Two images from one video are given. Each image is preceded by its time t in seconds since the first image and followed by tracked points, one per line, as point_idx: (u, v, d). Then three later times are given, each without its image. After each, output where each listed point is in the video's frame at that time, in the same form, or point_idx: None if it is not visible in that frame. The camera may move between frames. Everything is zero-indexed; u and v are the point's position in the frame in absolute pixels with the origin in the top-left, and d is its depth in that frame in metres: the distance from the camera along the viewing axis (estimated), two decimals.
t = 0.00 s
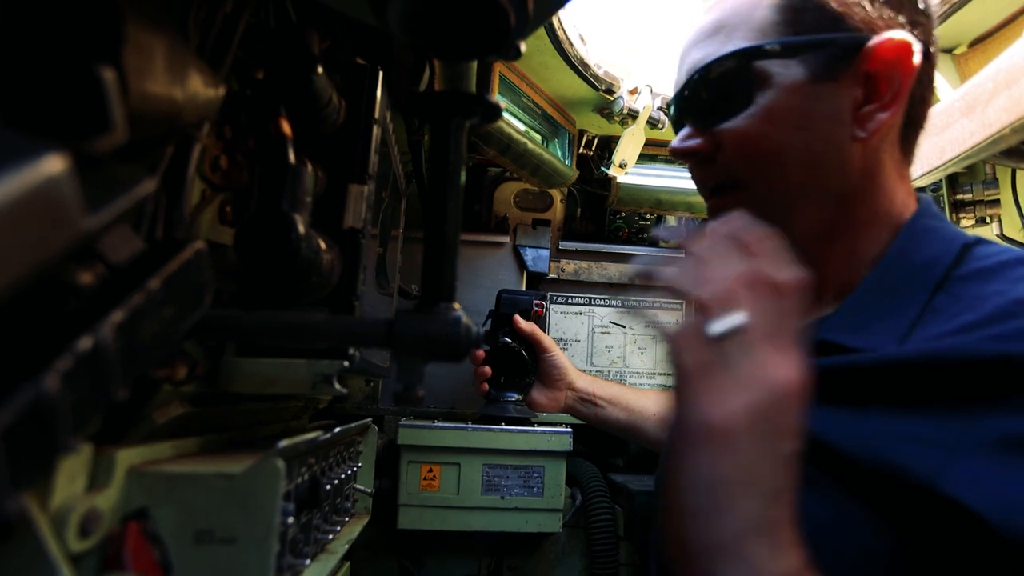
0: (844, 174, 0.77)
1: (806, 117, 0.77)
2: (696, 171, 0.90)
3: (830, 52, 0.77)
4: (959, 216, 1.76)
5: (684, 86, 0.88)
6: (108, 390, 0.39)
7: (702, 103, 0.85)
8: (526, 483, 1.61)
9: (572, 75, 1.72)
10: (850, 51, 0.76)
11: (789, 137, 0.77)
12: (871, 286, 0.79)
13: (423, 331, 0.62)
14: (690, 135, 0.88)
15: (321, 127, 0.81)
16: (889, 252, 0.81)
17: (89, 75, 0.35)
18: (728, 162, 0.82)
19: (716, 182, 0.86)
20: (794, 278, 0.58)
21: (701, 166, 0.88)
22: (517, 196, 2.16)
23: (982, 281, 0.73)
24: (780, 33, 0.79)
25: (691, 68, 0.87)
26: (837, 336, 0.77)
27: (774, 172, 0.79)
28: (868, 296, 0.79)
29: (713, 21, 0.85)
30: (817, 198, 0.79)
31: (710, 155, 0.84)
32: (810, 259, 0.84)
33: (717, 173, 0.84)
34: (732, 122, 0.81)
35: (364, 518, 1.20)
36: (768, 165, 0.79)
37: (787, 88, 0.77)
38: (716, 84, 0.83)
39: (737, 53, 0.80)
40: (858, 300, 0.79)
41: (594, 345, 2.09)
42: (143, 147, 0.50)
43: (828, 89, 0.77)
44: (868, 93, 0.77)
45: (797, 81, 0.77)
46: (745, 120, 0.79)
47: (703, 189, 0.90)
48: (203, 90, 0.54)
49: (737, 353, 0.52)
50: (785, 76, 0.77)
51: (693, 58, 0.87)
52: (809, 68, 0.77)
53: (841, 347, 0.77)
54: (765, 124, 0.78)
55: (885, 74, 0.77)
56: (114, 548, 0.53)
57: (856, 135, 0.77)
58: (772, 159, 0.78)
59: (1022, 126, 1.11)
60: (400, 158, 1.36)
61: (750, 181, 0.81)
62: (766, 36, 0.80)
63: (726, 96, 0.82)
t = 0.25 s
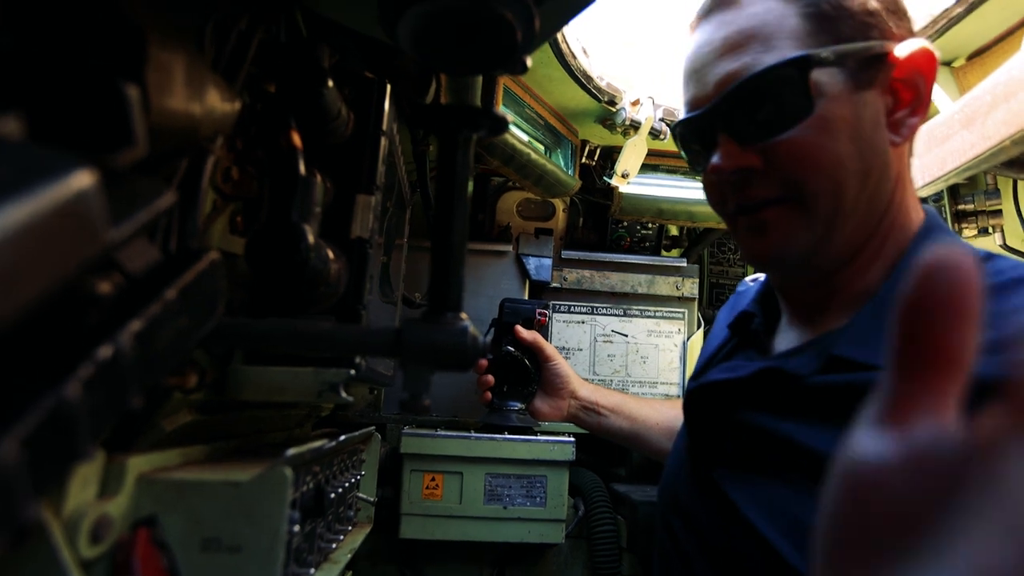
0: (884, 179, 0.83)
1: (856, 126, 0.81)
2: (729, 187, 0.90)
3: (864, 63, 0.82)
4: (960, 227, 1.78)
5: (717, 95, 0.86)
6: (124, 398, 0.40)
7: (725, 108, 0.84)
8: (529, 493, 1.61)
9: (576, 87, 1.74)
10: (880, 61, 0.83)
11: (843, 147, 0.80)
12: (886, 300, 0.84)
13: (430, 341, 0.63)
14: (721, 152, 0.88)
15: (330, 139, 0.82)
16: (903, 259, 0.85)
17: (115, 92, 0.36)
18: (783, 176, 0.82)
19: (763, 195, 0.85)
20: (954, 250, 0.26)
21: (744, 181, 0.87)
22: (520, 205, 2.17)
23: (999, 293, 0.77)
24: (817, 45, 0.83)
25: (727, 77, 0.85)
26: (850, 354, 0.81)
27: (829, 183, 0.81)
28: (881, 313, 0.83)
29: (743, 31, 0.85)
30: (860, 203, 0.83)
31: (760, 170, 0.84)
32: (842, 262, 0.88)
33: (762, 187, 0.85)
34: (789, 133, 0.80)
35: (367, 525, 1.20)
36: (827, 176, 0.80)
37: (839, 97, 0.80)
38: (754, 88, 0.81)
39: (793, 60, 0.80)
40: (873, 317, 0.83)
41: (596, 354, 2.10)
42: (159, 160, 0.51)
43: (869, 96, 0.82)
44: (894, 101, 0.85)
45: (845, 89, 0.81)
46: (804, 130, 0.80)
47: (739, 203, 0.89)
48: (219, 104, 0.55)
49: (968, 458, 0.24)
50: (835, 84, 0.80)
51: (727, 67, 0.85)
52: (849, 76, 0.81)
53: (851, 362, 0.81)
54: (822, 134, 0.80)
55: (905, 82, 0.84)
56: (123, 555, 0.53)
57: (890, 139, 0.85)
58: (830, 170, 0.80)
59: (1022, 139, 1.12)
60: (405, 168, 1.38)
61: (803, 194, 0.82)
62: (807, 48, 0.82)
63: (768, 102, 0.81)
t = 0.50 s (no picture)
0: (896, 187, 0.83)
1: (868, 141, 0.81)
2: (738, 194, 0.93)
3: (883, 69, 0.79)
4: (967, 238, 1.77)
5: (724, 108, 0.88)
6: (134, 391, 0.40)
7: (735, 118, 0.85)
8: (529, 495, 1.61)
9: (582, 91, 1.74)
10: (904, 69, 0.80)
11: (854, 164, 0.82)
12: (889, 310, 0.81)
13: (436, 342, 0.63)
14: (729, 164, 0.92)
15: (336, 138, 0.82)
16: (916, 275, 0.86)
17: (125, 86, 0.36)
18: (788, 186, 0.85)
19: (770, 205, 0.89)
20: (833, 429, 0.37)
21: (752, 192, 0.90)
22: (524, 209, 2.18)
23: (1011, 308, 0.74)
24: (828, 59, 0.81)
25: (732, 92, 0.87)
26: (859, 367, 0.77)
27: (833, 193, 0.83)
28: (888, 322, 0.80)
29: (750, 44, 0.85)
30: (867, 211, 0.84)
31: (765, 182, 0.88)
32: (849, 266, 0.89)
33: (769, 200, 0.89)
34: (801, 146, 0.82)
35: (368, 525, 1.20)
36: (831, 185, 0.83)
37: (851, 107, 0.80)
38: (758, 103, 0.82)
39: (799, 78, 0.79)
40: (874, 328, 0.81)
41: (598, 359, 2.10)
42: (169, 156, 0.51)
43: (885, 109, 0.80)
44: (916, 106, 0.81)
45: (857, 103, 0.80)
46: (811, 142, 0.82)
47: (747, 212, 0.93)
48: (228, 101, 0.55)
49: None
50: (847, 95, 0.79)
51: (733, 81, 0.86)
52: (862, 90, 0.79)
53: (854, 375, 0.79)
54: (831, 151, 0.81)
55: (930, 84, 0.80)
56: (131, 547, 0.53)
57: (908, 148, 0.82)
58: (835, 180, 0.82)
59: None
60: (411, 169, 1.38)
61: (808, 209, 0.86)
62: (817, 59, 0.81)
63: (774, 115, 0.83)
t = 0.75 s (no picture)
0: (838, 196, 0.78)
1: (786, 147, 0.80)
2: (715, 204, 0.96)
3: (809, 79, 0.77)
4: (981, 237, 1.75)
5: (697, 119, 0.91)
6: (148, 387, 0.41)
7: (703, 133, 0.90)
8: (534, 493, 1.61)
9: (587, 87, 1.75)
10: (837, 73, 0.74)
11: (769, 172, 0.81)
12: (914, 323, 0.77)
13: (444, 339, 0.63)
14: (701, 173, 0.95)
15: (343, 137, 0.83)
16: (933, 291, 0.78)
17: (137, 84, 0.36)
18: (735, 195, 0.86)
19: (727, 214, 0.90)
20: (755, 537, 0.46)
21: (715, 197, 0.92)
22: (529, 208, 2.18)
23: None
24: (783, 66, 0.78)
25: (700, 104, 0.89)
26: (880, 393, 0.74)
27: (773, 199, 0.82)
28: (914, 338, 0.76)
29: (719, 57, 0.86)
30: (818, 221, 0.81)
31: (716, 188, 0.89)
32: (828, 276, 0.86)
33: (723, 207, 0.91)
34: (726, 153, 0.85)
35: (375, 521, 1.21)
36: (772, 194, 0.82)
37: (782, 118, 0.79)
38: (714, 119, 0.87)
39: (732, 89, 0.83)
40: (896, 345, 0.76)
41: (603, 358, 2.10)
42: (179, 154, 0.51)
43: (801, 117, 0.78)
44: (845, 112, 0.76)
45: (770, 114, 0.80)
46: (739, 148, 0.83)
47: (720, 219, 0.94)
48: (237, 99, 0.56)
49: None
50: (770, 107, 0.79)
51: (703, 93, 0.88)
52: (778, 102, 0.79)
53: (878, 398, 0.75)
54: (752, 159, 0.82)
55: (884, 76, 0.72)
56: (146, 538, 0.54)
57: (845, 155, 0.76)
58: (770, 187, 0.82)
59: None
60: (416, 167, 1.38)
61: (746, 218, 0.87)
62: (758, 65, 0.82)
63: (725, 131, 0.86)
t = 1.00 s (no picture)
0: (821, 202, 0.81)
1: (763, 160, 0.83)
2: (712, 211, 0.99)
3: (777, 93, 0.81)
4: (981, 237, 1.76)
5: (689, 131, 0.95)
6: (151, 395, 0.40)
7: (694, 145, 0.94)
8: (538, 497, 1.61)
9: (590, 93, 1.75)
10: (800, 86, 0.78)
11: (751, 183, 0.85)
12: (909, 331, 0.78)
13: (448, 344, 0.63)
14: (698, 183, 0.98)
15: (348, 142, 0.83)
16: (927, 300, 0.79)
17: (143, 92, 0.36)
18: (726, 203, 0.89)
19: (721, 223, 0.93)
20: None
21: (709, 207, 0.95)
22: (531, 211, 2.18)
23: None
24: (758, 78, 0.82)
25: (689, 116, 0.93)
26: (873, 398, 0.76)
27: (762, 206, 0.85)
28: (908, 346, 0.78)
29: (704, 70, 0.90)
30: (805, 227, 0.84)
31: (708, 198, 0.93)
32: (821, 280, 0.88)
33: (718, 217, 0.94)
34: (712, 162, 0.89)
35: (377, 527, 1.20)
36: (759, 202, 0.85)
37: (758, 128, 0.83)
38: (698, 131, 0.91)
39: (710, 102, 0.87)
40: (890, 354, 0.78)
41: (606, 361, 2.10)
42: (182, 161, 0.51)
43: (777, 129, 0.81)
44: (814, 125, 0.79)
45: (747, 126, 0.83)
46: (723, 158, 0.87)
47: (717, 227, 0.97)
48: (241, 105, 0.56)
49: None
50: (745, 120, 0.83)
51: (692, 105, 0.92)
52: (754, 115, 0.83)
53: (871, 405, 0.77)
54: (734, 170, 0.86)
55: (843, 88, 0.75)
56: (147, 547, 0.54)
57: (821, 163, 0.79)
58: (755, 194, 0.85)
59: None
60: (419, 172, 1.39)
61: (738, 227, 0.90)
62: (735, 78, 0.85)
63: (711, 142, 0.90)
